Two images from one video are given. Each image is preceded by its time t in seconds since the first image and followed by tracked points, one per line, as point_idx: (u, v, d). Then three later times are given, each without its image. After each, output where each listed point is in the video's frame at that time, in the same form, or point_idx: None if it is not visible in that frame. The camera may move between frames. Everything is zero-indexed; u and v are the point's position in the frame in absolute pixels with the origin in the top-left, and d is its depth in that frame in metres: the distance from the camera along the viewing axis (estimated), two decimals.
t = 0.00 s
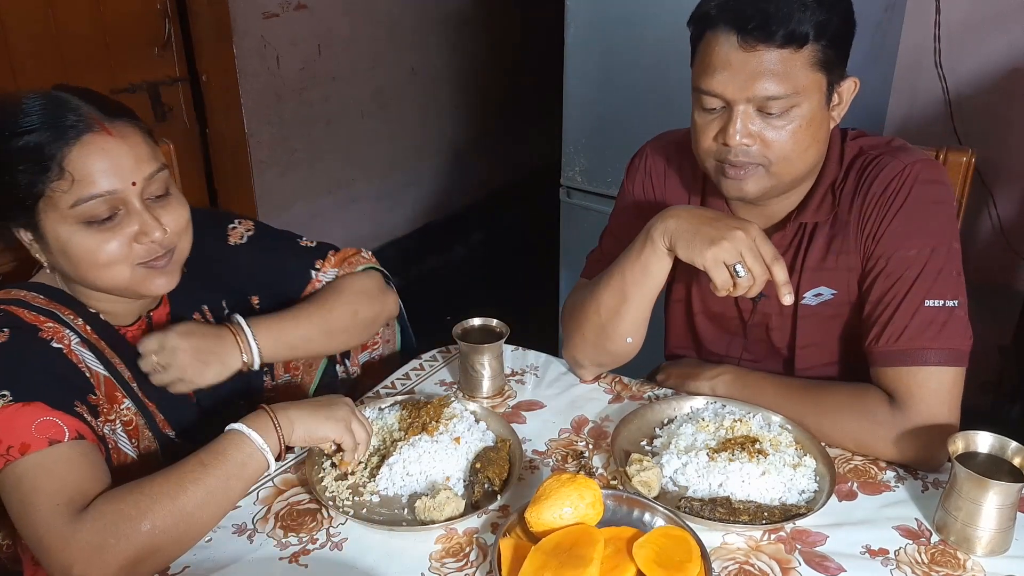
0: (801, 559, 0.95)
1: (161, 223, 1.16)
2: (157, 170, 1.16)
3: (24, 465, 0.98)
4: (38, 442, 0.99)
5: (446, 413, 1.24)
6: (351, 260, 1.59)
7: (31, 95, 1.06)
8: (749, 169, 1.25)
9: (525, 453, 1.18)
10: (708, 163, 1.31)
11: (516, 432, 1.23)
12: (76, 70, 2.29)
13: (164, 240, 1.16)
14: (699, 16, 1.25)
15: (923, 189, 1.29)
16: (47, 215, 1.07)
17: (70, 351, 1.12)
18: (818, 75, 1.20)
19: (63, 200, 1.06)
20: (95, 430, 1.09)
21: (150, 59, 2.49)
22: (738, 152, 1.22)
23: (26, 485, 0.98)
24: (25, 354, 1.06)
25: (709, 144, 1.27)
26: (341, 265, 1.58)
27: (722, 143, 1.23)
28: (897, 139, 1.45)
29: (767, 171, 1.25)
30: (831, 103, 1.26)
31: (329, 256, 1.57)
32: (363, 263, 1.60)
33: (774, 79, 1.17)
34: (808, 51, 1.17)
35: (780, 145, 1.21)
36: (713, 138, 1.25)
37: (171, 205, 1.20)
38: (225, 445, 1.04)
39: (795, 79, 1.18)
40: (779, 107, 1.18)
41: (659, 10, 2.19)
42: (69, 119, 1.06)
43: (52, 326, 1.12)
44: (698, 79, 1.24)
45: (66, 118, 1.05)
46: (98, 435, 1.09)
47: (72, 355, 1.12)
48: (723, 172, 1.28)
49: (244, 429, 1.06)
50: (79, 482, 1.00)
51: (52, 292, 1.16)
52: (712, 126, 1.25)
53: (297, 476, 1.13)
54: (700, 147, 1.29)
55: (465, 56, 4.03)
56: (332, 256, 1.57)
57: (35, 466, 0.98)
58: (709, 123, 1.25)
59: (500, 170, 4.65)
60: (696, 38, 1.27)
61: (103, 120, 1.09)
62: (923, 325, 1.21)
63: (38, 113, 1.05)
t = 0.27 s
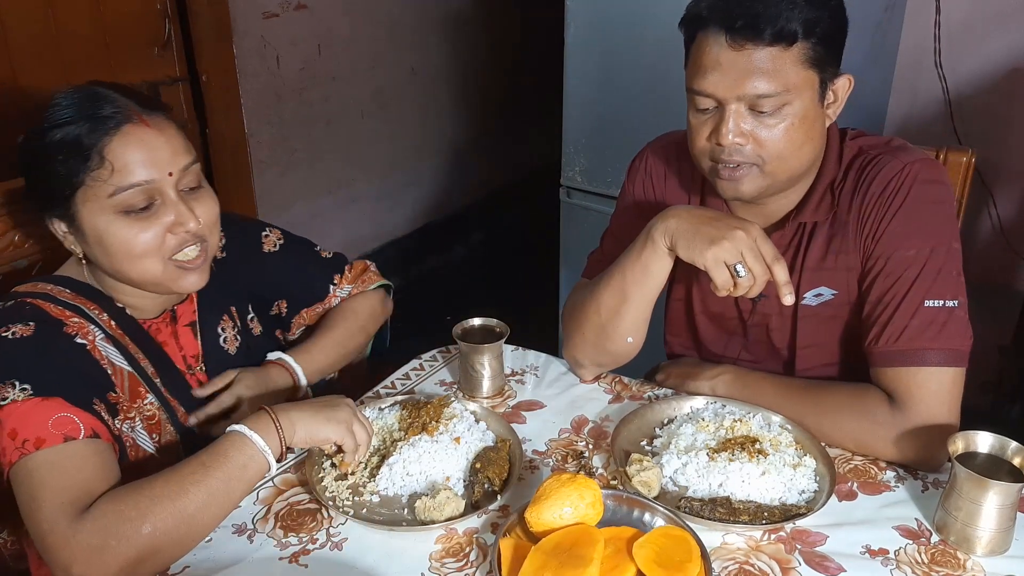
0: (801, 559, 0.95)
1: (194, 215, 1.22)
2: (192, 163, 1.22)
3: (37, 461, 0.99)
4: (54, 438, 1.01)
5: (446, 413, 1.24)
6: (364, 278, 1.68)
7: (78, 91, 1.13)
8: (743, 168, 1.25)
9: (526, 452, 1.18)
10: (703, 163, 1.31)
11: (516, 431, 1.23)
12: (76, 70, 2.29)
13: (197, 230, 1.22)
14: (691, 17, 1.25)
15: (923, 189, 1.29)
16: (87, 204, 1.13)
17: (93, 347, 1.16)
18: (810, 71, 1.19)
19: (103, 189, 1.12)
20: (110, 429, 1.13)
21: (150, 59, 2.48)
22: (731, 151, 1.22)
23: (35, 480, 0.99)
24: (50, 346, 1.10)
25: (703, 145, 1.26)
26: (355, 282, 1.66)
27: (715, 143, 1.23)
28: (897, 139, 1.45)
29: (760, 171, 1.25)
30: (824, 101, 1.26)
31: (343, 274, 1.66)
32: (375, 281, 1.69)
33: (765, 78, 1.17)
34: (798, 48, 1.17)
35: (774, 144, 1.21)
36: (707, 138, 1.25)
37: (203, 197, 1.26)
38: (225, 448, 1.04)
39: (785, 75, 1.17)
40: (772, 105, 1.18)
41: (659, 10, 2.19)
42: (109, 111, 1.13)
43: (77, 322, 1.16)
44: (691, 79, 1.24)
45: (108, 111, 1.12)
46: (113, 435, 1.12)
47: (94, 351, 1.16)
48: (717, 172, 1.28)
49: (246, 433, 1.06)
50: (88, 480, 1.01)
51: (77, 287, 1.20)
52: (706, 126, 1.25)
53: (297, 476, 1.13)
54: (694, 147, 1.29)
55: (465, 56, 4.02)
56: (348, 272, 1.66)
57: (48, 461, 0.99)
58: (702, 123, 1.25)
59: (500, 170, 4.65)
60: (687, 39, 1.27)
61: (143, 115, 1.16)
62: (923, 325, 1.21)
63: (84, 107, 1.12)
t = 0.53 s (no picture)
0: (801, 559, 0.95)
1: (212, 215, 1.22)
2: (209, 164, 1.22)
3: (44, 457, 0.99)
4: (62, 435, 1.01)
5: (446, 412, 1.24)
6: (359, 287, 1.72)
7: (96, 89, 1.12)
8: (745, 173, 1.25)
9: (526, 452, 1.18)
10: (705, 168, 1.31)
11: (516, 431, 1.23)
12: (76, 70, 2.29)
13: (214, 230, 1.22)
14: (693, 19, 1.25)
15: (922, 188, 1.29)
16: (105, 204, 1.13)
17: (109, 346, 1.17)
18: (812, 75, 1.19)
19: (121, 190, 1.12)
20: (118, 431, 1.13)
21: (150, 59, 2.48)
22: (734, 155, 1.22)
23: (40, 477, 0.99)
24: (67, 344, 1.10)
25: (706, 148, 1.27)
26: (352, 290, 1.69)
27: (718, 147, 1.23)
28: (897, 139, 1.45)
29: (763, 176, 1.25)
30: (828, 105, 1.26)
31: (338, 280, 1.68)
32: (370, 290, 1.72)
33: (768, 81, 1.17)
34: (802, 52, 1.17)
35: (777, 148, 1.21)
36: (709, 142, 1.25)
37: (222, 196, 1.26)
38: (226, 448, 1.04)
39: (789, 79, 1.17)
40: (775, 109, 1.18)
41: (659, 10, 2.19)
42: (129, 112, 1.12)
43: (95, 320, 1.16)
44: (693, 82, 1.24)
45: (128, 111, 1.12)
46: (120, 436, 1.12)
47: (110, 349, 1.16)
48: (721, 177, 1.29)
49: (247, 432, 1.06)
50: (92, 479, 1.01)
51: (95, 283, 1.21)
52: (708, 130, 1.25)
53: (297, 476, 1.13)
54: (697, 151, 1.30)
55: (465, 56, 4.02)
56: (344, 280, 1.69)
57: (55, 459, 0.99)
58: (705, 127, 1.25)
59: (500, 170, 4.65)
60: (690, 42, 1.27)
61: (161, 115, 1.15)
62: (923, 325, 1.20)
63: (101, 105, 1.11)
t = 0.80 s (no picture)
0: (801, 559, 0.95)
1: (219, 218, 1.22)
2: (217, 167, 1.22)
3: (50, 456, 1.00)
4: (68, 434, 1.01)
5: (446, 413, 1.24)
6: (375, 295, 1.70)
7: (106, 90, 1.13)
8: (754, 179, 1.25)
9: (526, 452, 1.18)
10: (713, 171, 1.31)
11: (516, 432, 1.23)
12: (76, 70, 2.29)
13: (220, 233, 1.22)
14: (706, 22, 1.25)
15: (924, 189, 1.29)
16: (112, 205, 1.13)
17: (117, 345, 1.17)
18: (823, 81, 1.19)
19: (129, 192, 1.12)
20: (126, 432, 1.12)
21: (150, 59, 2.48)
22: (744, 159, 1.22)
23: (46, 476, 0.99)
24: (76, 343, 1.11)
25: (715, 152, 1.27)
26: (366, 295, 1.68)
27: (728, 151, 1.23)
28: (900, 141, 1.45)
29: (772, 181, 1.25)
30: (837, 110, 1.25)
31: (349, 284, 1.67)
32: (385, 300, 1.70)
33: (780, 87, 1.17)
34: (814, 57, 1.17)
35: (786, 153, 1.21)
36: (719, 146, 1.25)
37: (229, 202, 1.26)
38: (229, 448, 1.04)
39: (800, 84, 1.17)
40: (785, 114, 1.18)
41: (659, 10, 2.19)
42: (139, 115, 1.12)
43: (102, 319, 1.17)
44: (704, 86, 1.24)
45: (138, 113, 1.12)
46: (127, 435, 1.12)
47: (118, 349, 1.17)
48: (729, 181, 1.28)
49: (246, 433, 1.06)
50: (95, 480, 1.01)
51: (101, 282, 1.21)
52: (718, 134, 1.25)
53: (297, 476, 1.13)
54: (706, 155, 1.29)
55: (465, 56, 4.02)
56: (359, 284, 1.68)
57: (59, 459, 1.00)
58: (714, 131, 1.25)
59: (500, 170, 4.65)
60: (701, 45, 1.27)
61: (170, 118, 1.15)
62: (924, 325, 1.20)
63: (110, 107, 1.11)
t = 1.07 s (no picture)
0: (801, 559, 0.95)
1: (217, 221, 1.22)
2: (217, 171, 1.22)
3: (46, 457, 0.99)
4: (65, 435, 1.01)
5: (446, 413, 1.24)
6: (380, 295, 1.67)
7: (109, 90, 1.13)
8: (759, 177, 1.25)
9: (525, 452, 1.18)
10: (717, 170, 1.31)
11: (515, 431, 1.23)
12: (76, 70, 2.30)
13: (218, 237, 1.22)
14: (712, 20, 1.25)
15: (927, 189, 1.29)
16: (110, 205, 1.13)
17: (113, 346, 1.17)
18: (829, 81, 1.19)
19: (127, 193, 1.12)
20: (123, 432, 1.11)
21: (150, 59, 2.48)
22: (748, 159, 1.22)
23: (42, 477, 0.99)
24: (72, 344, 1.11)
25: (720, 152, 1.27)
26: (368, 295, 1.66)
27: (733, 151, 1.23)
28: (903, 142, 1.45)
29: (777, 180, 1.25)
30: (841, 111, 1.25)
31: (354, 284, 1.65)
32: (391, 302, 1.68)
33: (785, 86, 1.17)
34: (819, 57, 1.17)
35: (791, 153, 1.21)
36: (723, 146, 1.25)
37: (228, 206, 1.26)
38: (229, 448, 1.05)
39: (806, 84, 1.17)
40: (790, 113, 1.18)
41: (660, 10, 2.19)
42: (142, 116, 1.12)
43: (98, 320, 1.17)
44: (709, 85, 1.24)
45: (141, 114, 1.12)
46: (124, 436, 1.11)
47: (114, 350, 1.17)
48: (733, 180, 1.28)
49: (244, 433, 1.06)
50: (93, 480, 1.00)
51: (96, 282, 1.20)
52: (723, 133, 1.25)
53: (297, 476, 1.13)
54: (710, 154, 1.29)
55: (465, 56, 4.02)
56: (363, 284, 1.65)
57: (56, 459, 1.00)
58: (719, 130, 1.25)
59: (500, 170, 4.65)
60: (706, 45, 1.27)
61: (172, 121, 1.15)
62: (925, 325, 1.21)
63: (112, 108, 1.11)
